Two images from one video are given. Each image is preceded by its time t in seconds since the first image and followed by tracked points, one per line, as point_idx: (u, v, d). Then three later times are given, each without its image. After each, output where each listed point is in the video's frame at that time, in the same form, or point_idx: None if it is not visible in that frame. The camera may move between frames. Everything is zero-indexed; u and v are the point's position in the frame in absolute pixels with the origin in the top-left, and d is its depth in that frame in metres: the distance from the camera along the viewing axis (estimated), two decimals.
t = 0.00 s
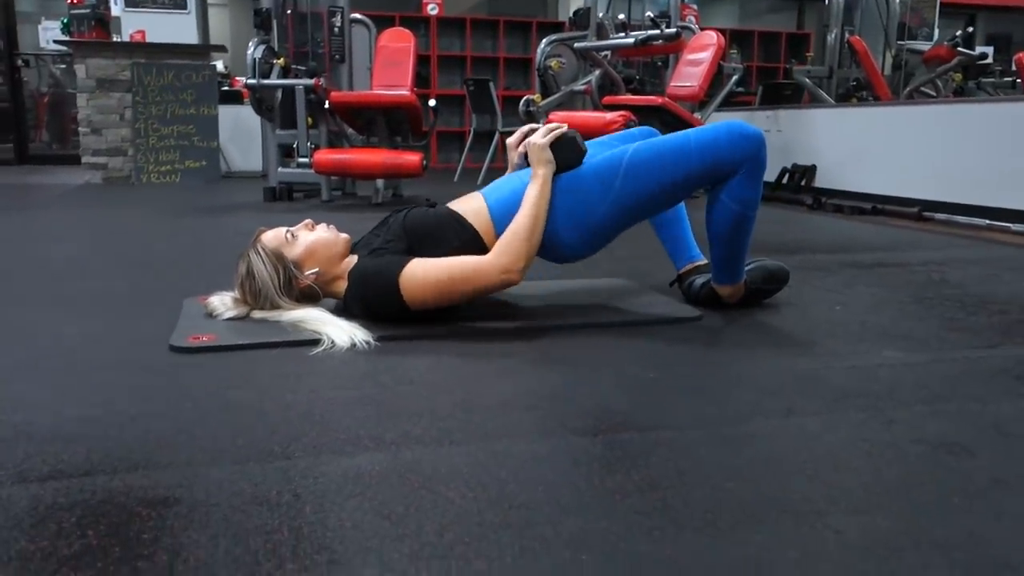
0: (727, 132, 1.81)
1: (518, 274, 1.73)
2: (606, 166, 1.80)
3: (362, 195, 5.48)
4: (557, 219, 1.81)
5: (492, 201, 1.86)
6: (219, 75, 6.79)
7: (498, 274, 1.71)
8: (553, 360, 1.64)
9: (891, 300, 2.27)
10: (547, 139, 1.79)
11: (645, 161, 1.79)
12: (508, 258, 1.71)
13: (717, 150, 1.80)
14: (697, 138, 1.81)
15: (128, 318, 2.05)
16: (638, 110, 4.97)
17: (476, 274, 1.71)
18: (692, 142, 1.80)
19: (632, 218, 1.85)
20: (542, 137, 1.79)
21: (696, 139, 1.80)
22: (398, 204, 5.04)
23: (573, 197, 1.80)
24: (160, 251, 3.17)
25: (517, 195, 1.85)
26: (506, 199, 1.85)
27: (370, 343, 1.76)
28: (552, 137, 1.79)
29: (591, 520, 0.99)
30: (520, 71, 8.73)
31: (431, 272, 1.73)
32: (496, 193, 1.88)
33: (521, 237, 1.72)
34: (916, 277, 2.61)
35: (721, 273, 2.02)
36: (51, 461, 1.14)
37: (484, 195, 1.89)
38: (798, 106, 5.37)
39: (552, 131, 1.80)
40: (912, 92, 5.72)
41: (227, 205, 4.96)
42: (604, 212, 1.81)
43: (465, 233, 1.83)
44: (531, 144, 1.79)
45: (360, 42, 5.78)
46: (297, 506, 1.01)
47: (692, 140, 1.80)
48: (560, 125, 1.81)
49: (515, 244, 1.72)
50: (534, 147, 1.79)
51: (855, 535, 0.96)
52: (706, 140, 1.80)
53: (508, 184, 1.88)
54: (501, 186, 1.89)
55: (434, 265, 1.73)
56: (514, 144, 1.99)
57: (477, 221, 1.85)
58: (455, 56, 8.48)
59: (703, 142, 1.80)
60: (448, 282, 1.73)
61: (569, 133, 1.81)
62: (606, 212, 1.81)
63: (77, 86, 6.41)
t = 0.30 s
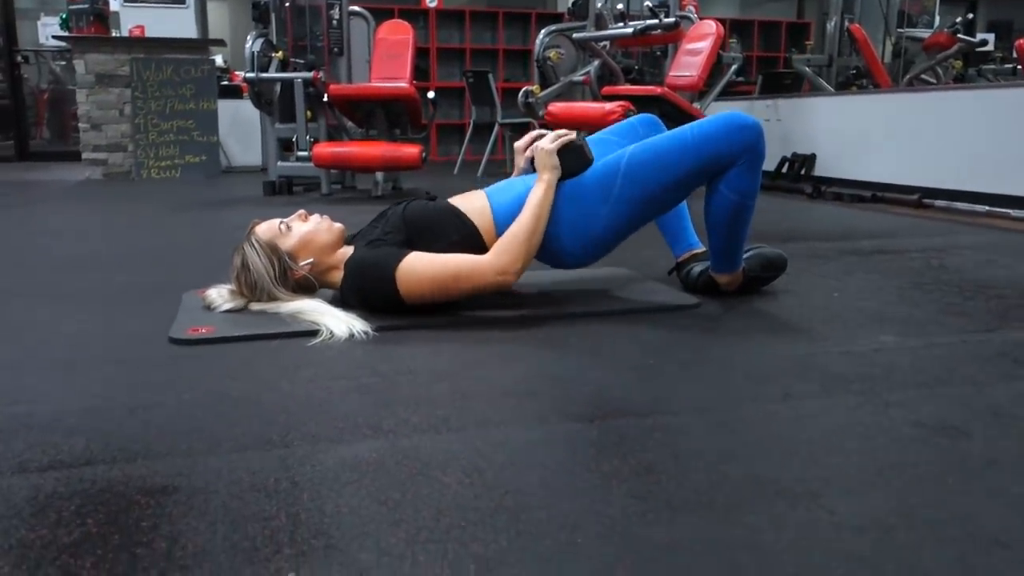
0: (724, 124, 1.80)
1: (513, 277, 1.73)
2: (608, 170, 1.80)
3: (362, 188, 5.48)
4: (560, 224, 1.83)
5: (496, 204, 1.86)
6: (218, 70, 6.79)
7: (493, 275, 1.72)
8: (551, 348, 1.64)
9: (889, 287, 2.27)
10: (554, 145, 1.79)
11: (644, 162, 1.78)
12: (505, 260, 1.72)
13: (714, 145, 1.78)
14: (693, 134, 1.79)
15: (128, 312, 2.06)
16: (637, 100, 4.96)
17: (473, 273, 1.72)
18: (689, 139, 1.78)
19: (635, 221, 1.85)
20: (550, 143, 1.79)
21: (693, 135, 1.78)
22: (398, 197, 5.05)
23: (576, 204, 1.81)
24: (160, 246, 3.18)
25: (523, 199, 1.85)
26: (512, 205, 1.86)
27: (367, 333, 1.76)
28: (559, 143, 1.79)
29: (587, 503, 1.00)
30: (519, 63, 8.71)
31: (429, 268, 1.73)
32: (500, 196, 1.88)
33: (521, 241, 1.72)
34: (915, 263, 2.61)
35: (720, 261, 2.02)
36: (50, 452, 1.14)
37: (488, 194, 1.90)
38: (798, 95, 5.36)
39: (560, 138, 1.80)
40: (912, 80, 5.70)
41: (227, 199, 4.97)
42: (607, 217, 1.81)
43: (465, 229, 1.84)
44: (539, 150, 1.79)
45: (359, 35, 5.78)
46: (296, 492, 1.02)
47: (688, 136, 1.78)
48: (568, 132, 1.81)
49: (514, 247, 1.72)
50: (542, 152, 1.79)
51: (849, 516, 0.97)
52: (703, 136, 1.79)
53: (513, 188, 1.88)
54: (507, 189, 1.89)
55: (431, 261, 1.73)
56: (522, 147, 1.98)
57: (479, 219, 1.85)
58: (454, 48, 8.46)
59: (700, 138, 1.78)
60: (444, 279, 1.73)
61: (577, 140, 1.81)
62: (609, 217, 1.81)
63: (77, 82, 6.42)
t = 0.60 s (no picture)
0: (711, 131, 1.77)
1: (507, 294, 1.75)
2: (609, 200, 1.81)
3: (361, 181, 5.49)
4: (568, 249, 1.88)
5: (510, 220, 1.88)
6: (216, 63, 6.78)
7: (488, 291, 1.75)
8: (545, 339, 1.65)
9: (885, 277, 2.27)
10: (574, 179, 1.81)
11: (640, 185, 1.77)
12: (503, 279, 1.74)
13: (704, 155, 1.76)
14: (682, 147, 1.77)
15: (125, 303, 2.06)
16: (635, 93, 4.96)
17: (469, 282, 1.74)
18: (679, 153, 1.76)
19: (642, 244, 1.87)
20: (570, 176, 1.81)
21: (681, 147, 1.76)
22: (396, 189, 5.05)
23: (585, 236, 1.85)
24: (158, 238, 3.18)
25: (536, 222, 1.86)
26: (526, 225, 1.87)
27: (363, 324, 1.77)
28: (579, 178, 1.82)
29: (576, 490, 1.00)
30: (519, 55, 8.70)
31: (431, 270, 1.74)
32: (515, 213, 1.89)
33: (521, 263, 1.73)
34: (911, 254, 2.61)
35: (716, 255, 2.02)
36: (43, 441, 1.15)
37: (504, 207, 1.91)
38: (797, 86, 5.35)
39: (580, 173, 1.83)
40: (912, 72, 5.69)
41: (225, 192, 4.97)
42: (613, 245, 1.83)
43: (471, 231, 1.83)
44: (557, 182, 1.80)
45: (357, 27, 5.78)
46: (287, 480, 1.03)
47: (677, 150, 1.76)
48: (588, 168, 1.84)
49: (514, 269, 1.74)
50: (561, 185, 1.81)
51: (835, 502, 0.98)
52: (693, 147, 1.76)
53: (530, 207, 1.89)
54: (526, 208, 1.90)
55: (431, 264, 1.74)
56: (543, 171, 1.99)
57: (488, 226, 1.86)
58: (453, 41, 8.45)
59: (689, 149, 1.76)
60: (439, 286, 1.76)
61: (596, 177, 1.84)
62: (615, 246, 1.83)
63: (75, 75, 6.41)
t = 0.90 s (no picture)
0: (722, 99, 1.80)
1: (502, 246, 1.73)
2: (602, 137, 1.79)
3: (361, 174, 5.49)
4: (549, 189, 1.81)
5: (486, 177, 1.88)
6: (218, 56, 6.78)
7: (481, 245, 1.72)
8: (540, 330, 1.65)
9: (882, 271, 2.27)
10: (540, 115, 1.80)
11: (640, 131, 1.78)
12: (493, 229, 1.72)
13: (710, 118, 1.79)
14: (689, 106, 1.80)
15: (123, 293, 2.07)
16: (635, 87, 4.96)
17: (461, 245, 1.72)
18: (686, 111, 1.79)
19: (627, 192, 1.85)
20: (536, 113, 1.80)
21: (689, 107, 1.79)
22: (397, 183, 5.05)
23: (567, 171, 1.80)
24: (158, 231, 3.18)
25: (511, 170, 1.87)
26: (501, 177, 1.87)
27: (359, 315, 1.78)
28: (545, 112, 1.80)
29: (569, 478, 1.01)
30: (521, 50, 8.69)
31: (418, 243, 1.74)
32: (490, 168, 1.89)
33: (509, 211, 1.73)
34: (909, 248, 2.62)
35: (713, 242, 2.03)
36: (38, 428, 1.16)
37: (479, 170, 1.90)
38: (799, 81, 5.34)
39: (545, 107, 1.81)
40: (914, 67, 5.69)
41: (226, 185, 4.97)
42: (598, 184, 1.80)
43: (456, 212, 1.84)
44: (524, 121, 1.80)
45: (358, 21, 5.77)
46: (280, 467, 1.03)
47: (685, 107, 1.79)
48: (555, 101, 1.82)
49: (503, 218, 1.73)
50: (529, 123, 1.80)
51: (825, 491, 0.98)
52: (700, 108, 1.79)
53: (503, 159, 1.89)
54: (496, 162, 1.90)
55: (420, 238, 1.74)
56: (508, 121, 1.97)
57: (469, 199, 1.86)
58: (455, 35, 8.44)
59: (696, 110, 1.79)
60: (434, 257, 1.74)
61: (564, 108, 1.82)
62: (601, 185, 1.80)
63: (77, 68, 6.41)
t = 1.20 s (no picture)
0: (719, 97, 1.78)
1: (503, 248, 1.73)
2: (602, 143, 1.80)
3: (363, 168, 5.49)
4: (552, 195, 1.83)
5: (489, 177, 1.87)
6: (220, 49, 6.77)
7: (483, 246, 1.72)
8: (538, 324, 1.65)
9: (883, 268, 2.26)
10: (547, 119, 1.80)
11: (637, 135, 1.78)
12: (496, 231, 1.72)
13: (707, 118, 1.77)
14: (687, 107, 1.79)
15: (123, 285, 2.07)
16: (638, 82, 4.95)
17: (462, 244, 1.72)
18: (683, 112, 1.78)
19: (629, 197, 1.85)
20: (543, 117, 1.80)
21: (686, 108, 1.78)
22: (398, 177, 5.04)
23: (569, 178, 1.81)
24: (159, 223, 3.18)
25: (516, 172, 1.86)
26: (505, 178, 1.86)
27: (358, 309, 1.77)
28: (552, 117, 1.80)
29: (565, 472, 1.01)
30: (524, 44, 8.68)
31: (421, 242, 1.73)
32: (494, 170, 1.89)
33: (512, 214, 1.73)
34: (911, 245, 2.61)
35: (713, 238, 2.02)
36: (35, 419, 1.16)
37: (484, 171, 1.90)
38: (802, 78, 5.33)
39: (552, 113, 1.81)
40: (918, 64, 5.67)
41: (227, 178, 4.97)
42: (599, 190, 1.81)
43: (459, 208, 1.84)
44: (530, 124, 1.79)
45: (360, 14, 5.76)
46: (276, 459, 1.03)
47: (682, 109, 1.78)
48: (561, 107, 1.83)
49: (506, 221, 1.73)
50: (534, 126, 1.79)
51: (819, 487, 0.98)
52: (697, 108, 1.77)
53: (509, 162, 1.88)
54: (500, 164, 1.89)
55: (421, 237, 1.73)
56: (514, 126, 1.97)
57: (473, 198, 1.85)
58: (458, 29, 8.42)
59: (693, 110, 1.77)
60: (435, 253, 1.73)
61: (571, 116, 1.82)
62: (602, 190, 1.81)
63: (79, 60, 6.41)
